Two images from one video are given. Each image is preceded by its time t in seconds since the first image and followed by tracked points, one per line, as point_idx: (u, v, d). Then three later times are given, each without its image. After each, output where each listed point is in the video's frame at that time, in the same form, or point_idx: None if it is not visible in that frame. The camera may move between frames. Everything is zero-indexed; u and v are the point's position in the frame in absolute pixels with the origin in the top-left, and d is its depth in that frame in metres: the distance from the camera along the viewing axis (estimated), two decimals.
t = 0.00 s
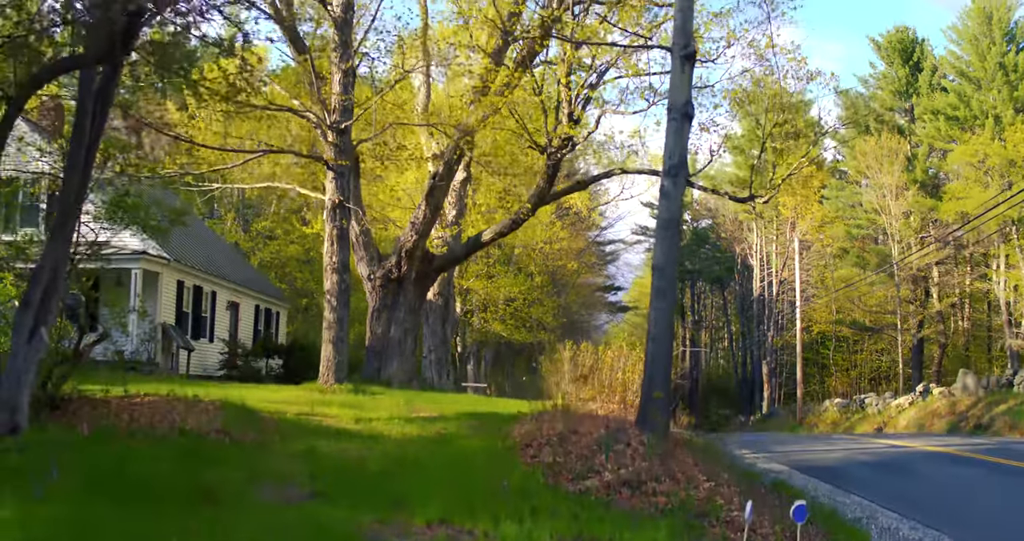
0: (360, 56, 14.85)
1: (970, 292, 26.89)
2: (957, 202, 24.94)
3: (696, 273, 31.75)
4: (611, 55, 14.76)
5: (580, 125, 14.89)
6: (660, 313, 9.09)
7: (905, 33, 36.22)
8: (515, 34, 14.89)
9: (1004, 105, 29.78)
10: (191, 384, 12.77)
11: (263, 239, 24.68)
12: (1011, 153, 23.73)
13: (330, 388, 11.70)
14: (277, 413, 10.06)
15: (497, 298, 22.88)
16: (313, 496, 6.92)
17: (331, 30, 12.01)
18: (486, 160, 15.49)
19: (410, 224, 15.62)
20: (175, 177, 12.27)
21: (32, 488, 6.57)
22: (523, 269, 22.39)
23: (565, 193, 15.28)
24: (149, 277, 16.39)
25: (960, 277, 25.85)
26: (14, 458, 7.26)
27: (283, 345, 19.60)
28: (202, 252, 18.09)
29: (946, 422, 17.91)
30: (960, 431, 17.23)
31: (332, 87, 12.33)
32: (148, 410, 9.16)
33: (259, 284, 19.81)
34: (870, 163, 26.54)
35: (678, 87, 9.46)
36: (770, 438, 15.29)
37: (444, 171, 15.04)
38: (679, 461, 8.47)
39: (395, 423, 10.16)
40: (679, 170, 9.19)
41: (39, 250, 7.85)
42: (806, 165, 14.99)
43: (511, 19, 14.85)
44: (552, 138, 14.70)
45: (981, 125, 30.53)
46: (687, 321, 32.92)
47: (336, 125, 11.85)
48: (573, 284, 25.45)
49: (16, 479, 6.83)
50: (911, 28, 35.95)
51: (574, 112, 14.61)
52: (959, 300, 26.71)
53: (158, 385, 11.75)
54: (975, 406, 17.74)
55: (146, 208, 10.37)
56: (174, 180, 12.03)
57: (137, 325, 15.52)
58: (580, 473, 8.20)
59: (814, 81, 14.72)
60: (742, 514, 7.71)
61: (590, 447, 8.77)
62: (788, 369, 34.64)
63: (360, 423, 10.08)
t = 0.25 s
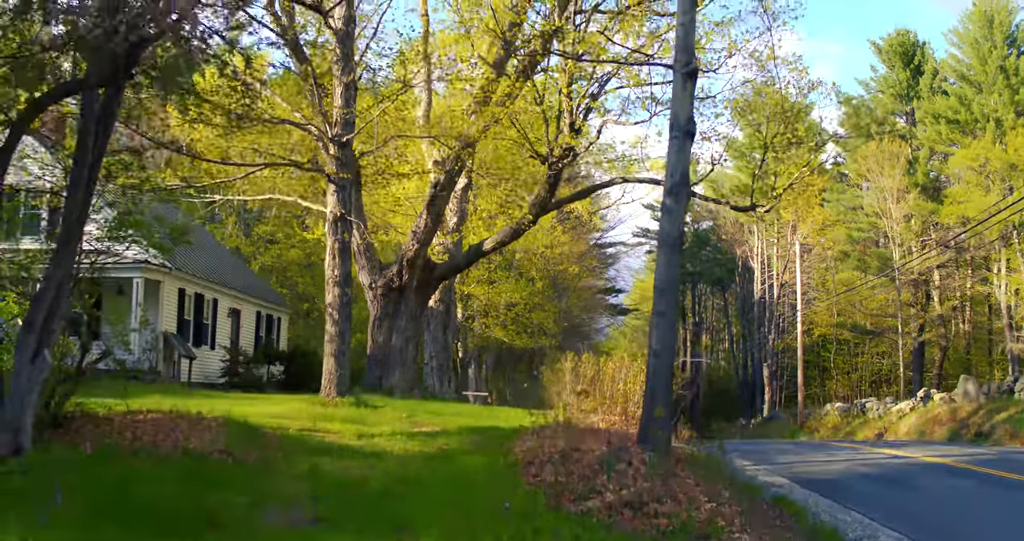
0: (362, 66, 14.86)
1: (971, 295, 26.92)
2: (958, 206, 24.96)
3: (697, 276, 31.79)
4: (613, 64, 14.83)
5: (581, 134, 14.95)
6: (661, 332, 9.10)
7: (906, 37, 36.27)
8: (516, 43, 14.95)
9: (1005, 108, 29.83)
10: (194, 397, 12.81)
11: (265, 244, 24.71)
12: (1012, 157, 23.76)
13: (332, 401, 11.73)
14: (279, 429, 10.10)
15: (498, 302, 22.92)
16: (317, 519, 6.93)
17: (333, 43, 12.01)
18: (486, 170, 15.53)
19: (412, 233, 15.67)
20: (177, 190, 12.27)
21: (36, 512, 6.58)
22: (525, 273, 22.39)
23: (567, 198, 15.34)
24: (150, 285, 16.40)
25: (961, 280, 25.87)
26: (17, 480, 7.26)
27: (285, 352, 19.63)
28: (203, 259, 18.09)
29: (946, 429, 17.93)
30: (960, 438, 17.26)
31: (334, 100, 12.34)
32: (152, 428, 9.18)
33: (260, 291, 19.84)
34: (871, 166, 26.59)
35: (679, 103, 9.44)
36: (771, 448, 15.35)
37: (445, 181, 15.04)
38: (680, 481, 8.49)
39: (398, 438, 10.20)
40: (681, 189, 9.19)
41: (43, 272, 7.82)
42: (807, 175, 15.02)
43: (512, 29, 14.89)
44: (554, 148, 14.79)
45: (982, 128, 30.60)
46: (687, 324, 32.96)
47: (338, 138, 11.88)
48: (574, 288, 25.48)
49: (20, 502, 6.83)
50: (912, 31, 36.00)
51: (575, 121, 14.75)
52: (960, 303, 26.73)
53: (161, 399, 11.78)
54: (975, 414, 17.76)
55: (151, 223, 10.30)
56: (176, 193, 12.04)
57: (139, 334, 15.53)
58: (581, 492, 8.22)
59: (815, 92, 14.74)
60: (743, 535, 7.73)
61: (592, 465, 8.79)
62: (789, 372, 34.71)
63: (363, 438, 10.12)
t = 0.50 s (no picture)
0: (363, 76, 14.85)
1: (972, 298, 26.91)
2: (958, 210, 24.94)
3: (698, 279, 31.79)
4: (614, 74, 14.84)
5: (583, 144, 14.98)
6: (663, 352, 9.09)
7: (907, 40, 36.24)
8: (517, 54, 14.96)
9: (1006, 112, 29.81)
10: (196, 410, 12.81)
11: (267, 249, 24.72)
12: (1012, 161, 23.74)
13: (334, 415, 11.75)
14: (280, 446, 10.11)
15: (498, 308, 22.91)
16: None
17: (335, 56, 11.99)
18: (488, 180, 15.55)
19: (412, 243, 15.69)
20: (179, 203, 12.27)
21: (37, 536, 6.58)
22: (525, 278, 22.35)
23: (569, 208, 15.38)
24: (151, 294, 16.40)
25: (962, 284, 25.86)
26: (20, 502, 7.27)
27: (286, 358, 19.64)
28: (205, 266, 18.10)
29: (947, 436, 17.93)
30: (960, 445, 17.26)
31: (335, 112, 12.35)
32: (154, 449, 9.18)
33: (262, 297, 19.87)
34: (872, 170, 26.57)
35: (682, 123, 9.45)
36: (773, 457, 15.36)
37: (446, 191, 15.03)
38: (681, 502, 8.49)
39: (400, 454, 10.21)
40: (683, 209, 9.18)
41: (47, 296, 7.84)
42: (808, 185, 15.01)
43: (513, 40, 14.89)
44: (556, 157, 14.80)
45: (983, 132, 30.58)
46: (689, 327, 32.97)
47: (339, 152, 11.88)
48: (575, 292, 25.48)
49: (23, 525, 6.84)
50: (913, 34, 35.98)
51: (577, 131, 14.72)
52: (961, 306, 26.73)
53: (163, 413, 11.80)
54: (976, 421, 17.77)
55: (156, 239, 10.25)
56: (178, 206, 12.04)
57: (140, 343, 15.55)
58: (583, 513, 8.22)
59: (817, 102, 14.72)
60: None
61: (593, 485, 8.80)
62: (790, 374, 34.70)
63: (365, 454, 10.13)
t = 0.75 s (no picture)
0: (364, 86, 14.85)
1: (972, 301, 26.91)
2: (959, 214, 24.94)
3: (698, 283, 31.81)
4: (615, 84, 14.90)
5: (584, 154, 15.01)
6: (665, 372, 9.07)
7: (906, 43, 36.29)
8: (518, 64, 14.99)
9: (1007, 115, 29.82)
10: (197, 423, 12.81)
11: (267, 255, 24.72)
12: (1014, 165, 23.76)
13: (335, 430, 11.74)
14: (282, 463, 10.11)
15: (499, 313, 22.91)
16: None
17: (336, 70, 11.97)
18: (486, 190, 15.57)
19: (413, 252, 15.72)
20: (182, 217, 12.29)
21: None
22: (525, 284, 22.32)
23: (571, 217, 15.42)
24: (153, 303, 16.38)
25: (963, 287, 25.87)
26: (21, 526, 7.22)
27: (287, 365, 19.64)
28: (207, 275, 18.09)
29: (948, 443, 17.94)
30: (961, 453, 17.27)
31: (335, 124, 12.33)
32: (154, 469, 9.17)
33: (264, 305, 19.87)
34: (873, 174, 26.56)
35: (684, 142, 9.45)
36: (773, 466, 15.38)
37: (447, 200, 15.02)
38: (684, 523, 8.48)
39: (402, 471, 10.21)
40: (684, 227, 9.17)
41: (49, 317, 7.79)
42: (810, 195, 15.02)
43: (513, 50, 14.92)
44: (556, 167, 14.83)
45: (984, 135, 30.62)
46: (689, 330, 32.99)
47: (340, 164, 11.86)
48: (575, 297, 25.49)
49: None
50: (912, 38, 36.02)
51: (578, 141, 14.74)
52: (961, 309, 26.73)
53: (163, 428, 11.77)
54: (977, 428, 17.78)
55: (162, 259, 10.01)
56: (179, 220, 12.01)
57: (143, 353, 15.53)
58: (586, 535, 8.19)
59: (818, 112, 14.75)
60: None
61: (595, 505, 8.77)
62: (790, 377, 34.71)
63: (366, 471, 10.13)
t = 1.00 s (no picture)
0: (365, 98, 14.81)
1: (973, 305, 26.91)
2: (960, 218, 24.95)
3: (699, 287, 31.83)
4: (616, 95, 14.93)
5: (585, 164, 15.02)
6: (668, 389, 8.98)
7: (907, 47, 36.33)
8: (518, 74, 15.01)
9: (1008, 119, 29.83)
10: (199, 437, 12.79)
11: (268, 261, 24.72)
12: (1015, 169, 23.77)
13: (337, 444, 11.73)
14: (284, 480, 10.09)
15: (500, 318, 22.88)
16: None
17: (335, 84, 11.95)
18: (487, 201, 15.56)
19: (414, 261, 15.73)
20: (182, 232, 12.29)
21: None
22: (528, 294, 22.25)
23: (572, 226, 15.43)
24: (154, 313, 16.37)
25: (964, 290, 25.87)
26: None
27: (288, 373, 19.64)
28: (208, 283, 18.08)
29: (950, 450, 17.93)
30: (963, 462, 17.25)
31: (336, 139, 12.37)
32: (155, 489, 9.16)
33: (265, 312, 19.86)
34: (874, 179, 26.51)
35: (685, 162, 9.44)
36: (775, 476, 15.36)
37: (448, 210, 15.03)
38: None
39: (404, 488, 10.20)
40: (687, 246, 9.15)
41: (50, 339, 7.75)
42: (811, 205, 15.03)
43: (514, 60, 14.93)
44: (558, 178, 14.83)
45: (985, 139, 30.65)
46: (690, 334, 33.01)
47: (341, 179, 11.87)
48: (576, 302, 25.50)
49: None
50: (913, 41, 36.06)
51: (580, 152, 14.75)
52: (962, 312, 26.73)
53: (165, 444, 11.75)
54: (978, 436, 17.76)
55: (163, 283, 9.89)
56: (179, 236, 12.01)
57: (143, 363, 15.52)
58: None
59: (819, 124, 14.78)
60: None
61: (598, 525, 8.75)
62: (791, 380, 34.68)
63: (368, 488, 10.12)
